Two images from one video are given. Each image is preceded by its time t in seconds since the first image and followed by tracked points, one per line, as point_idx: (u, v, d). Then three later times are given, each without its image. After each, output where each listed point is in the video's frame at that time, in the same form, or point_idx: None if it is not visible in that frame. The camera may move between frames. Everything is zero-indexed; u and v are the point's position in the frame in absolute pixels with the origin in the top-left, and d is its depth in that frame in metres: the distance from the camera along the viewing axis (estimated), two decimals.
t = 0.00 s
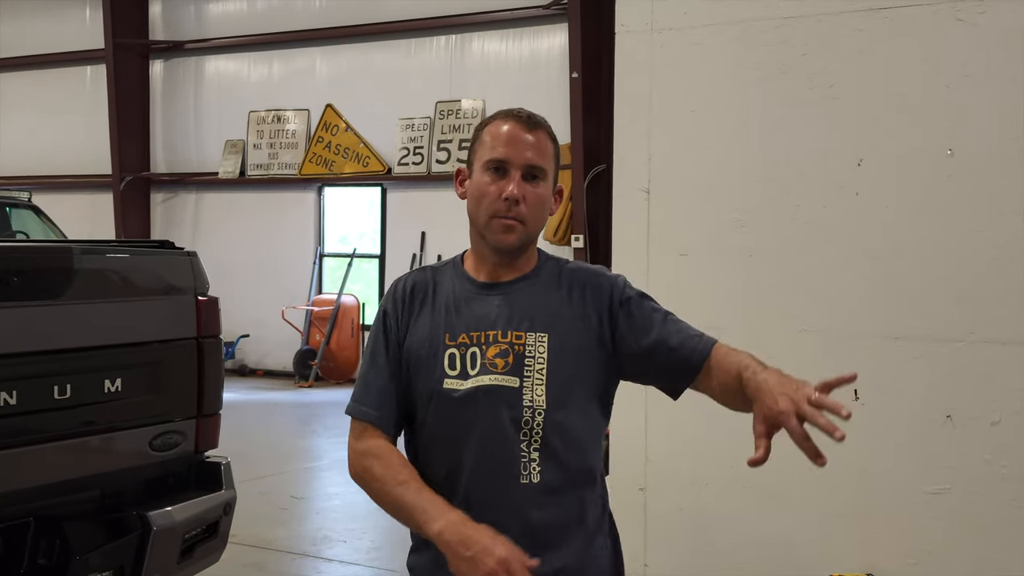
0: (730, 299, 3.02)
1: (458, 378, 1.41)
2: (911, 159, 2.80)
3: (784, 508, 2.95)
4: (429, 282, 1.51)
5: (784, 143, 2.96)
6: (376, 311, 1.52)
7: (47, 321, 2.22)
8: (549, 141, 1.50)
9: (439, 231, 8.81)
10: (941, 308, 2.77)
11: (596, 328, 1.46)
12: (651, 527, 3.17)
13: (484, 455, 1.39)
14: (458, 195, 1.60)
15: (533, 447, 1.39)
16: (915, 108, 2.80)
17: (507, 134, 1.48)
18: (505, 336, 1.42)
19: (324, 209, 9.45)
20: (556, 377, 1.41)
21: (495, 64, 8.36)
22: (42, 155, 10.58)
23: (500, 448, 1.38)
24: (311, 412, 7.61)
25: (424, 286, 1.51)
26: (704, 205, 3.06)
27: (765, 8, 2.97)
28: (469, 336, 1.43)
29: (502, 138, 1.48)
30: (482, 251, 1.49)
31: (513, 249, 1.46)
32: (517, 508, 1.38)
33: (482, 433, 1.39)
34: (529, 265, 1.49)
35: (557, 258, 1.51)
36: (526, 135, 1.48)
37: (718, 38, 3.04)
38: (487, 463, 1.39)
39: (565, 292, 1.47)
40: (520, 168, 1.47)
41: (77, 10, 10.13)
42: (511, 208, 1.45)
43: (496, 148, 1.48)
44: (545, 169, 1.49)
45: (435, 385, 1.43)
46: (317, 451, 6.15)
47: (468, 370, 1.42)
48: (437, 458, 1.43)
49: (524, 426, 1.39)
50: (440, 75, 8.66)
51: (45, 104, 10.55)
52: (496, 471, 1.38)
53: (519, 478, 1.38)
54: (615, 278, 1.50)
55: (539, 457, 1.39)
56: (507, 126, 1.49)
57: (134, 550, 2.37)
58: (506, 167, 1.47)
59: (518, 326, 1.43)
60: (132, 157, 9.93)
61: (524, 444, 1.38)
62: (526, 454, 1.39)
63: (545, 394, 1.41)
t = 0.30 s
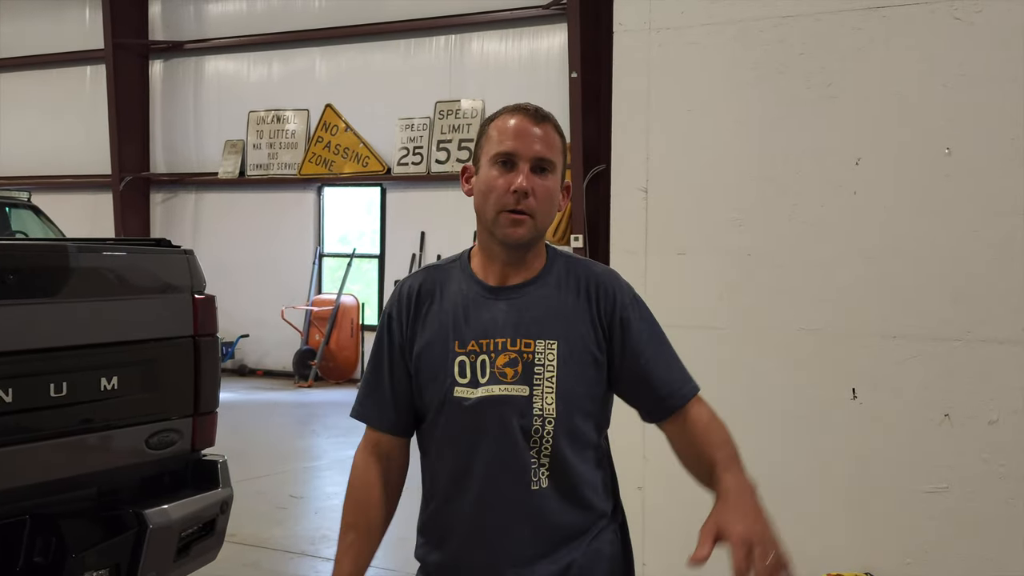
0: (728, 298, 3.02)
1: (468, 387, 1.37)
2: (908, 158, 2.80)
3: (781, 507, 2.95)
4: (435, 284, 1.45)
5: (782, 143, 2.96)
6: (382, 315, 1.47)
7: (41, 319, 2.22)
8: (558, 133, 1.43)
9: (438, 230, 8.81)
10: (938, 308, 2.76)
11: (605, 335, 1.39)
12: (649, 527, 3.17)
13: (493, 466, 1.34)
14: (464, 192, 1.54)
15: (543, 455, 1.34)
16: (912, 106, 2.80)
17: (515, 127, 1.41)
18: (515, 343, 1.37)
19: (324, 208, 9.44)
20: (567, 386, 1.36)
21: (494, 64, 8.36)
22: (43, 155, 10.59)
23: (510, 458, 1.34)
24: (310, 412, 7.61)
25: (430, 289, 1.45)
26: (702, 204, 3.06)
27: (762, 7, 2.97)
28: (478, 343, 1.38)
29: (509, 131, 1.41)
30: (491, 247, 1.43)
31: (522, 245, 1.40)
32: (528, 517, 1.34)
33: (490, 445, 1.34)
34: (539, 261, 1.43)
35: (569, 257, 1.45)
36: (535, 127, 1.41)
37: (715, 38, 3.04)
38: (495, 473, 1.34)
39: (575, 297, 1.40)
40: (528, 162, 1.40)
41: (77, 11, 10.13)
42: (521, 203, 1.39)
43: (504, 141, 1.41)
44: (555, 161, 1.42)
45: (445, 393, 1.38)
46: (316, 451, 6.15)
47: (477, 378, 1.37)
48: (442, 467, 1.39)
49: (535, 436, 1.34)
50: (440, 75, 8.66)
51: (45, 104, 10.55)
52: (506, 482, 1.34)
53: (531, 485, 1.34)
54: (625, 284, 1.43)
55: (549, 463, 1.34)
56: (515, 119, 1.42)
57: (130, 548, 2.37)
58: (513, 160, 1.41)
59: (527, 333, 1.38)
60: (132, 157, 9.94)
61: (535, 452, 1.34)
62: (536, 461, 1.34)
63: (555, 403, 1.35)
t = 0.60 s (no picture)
0: (731, 297, 3.02)
1: (469, 379, 1.38)
2: (912, 157, 2.80)
3: (785, 506, 2.94)
4: (448, 278, 1.48)
5: (785, 142, 2.95)
6: (402, 307, 1.52)
7: (46, 316, 2.23)
8: (564, 132, 1.43)
9: (442, 230, 8.81)
10: (942, 307, 2.75)
11: (611, 337, 1.37)
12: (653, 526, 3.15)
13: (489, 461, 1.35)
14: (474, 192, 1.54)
15: (538, 450, 1.34)
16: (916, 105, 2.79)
17: (520, 127, 1.41)
18: (515, 340, 1.37)
19: (328, 208, 9.43)
20: (567, 386, 1.34)
21: (498, 64, 8.38)
22: (47, 155, 10.62)
23: (506, 453, 1.34)
24: (315, 412, 7.62)
25: (444, 285, 1.48)
26: (705, 203, 3.05)
27: (765, 6, 2.96)
28: (479, 337, 1.39)
29: (515, 133, 1.41)
30: (501, 246, 1.44)
31: (533, 246, 1.40)
32: (522, 515, 1.34)
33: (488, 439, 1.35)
34: (550, 262, 1.42)
35: (584, 258, 1.43)
36: (540, 127, 1.41)
37: (718, 36, 3.03)
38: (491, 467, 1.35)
39: (580, 298, 1.38)
40: (535, 163, 1.40)
41: (82, 11, 10.17)
42: (528, 204, 1.39)
43: (510, 143, 1.41)
44: (562, 161, 1.42)
45: (449, 384, 1.41)
46: (320, 451, 6.15)
47: (478, 372, 1.38)
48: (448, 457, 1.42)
49: (530, 432, 1.34)
50: (444, 75, 8.68)
51: (50, 104, 10.58)
52: (502, 477, 1.34)
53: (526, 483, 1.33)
54: (638, 289, 1.40)
55: (547, 462, 1.33)
56: (520, 118, 1.42)
57: (134, 545, 2.38)
58: (519, 161, 1.40)
59: (529, 331, 1.37)
60: (136, 157, 9.97)
61: (530, 448, 1.34)
62: (532, 458, 1.34)
63: (553, 401, 1.34)
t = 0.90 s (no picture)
0: (737, 298, 3.00)
1: (485, 367, 1.39)
2: (920, 157, 2.76)
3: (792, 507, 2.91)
4: (469, 273, 1.50)
5: (793, 142, 2.92)
6: (421, 303, 1.54)
7: (54, 315, 2.24)
8: (587, 127, 1.46)
9: (449, 231, 8.81)
10: (950, 307, 2.72)
11: (634, 330, 1.37)
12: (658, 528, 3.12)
13: (504, 447, 1.35)
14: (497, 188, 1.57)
15: (554, 440, 1.33)
16: (925, 105, 2.76)
17: (544, 120, 1.45)
18: (535, 328, 1.38)
19: (335, 208, 9.44)
20: (585, 373, 1.34)
21: (505, 65, 8.38)
22: (56, 156, 10.66)
23: (522, 439, 1.34)
24: (322, 411, 7.64)
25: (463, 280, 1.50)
26: (712, 203, 3.03)
27: (773, 6, 2.93)
28: (498, 325, 1.40)
29: (540, 124, 1.45)
30: (522, 236, 1.46)
31: (553, 233, 1.42)
32: (536, 504, 1.33)
33: (504, 426, 1.35)
34: (570, 253, 1.45)
35: (603, 253, 1.45)
36: (562, 120, 1.45)
37: (725, 36, 3.00)
38: (506, 453, 1.35)
39: (602, 289, 1.39)
40: (557, 152, 1.43)
41: (90, 12, 10.21)
42: (550, 191, 1.41)
43: (534, 134, 1.45)
44: (583, 153, 1.45)
45: (465, 373, 1.41)
46: (327, 451, 6.16)
47: (496, 359, 1.38)
48: (464, 448, 1.42)
49: (546, 419, 1.33)
50: (451, 75, 8.68)
51: (58, 105, 10.62)
52: (516, 464, 1.34)
53: (538, 471, 1.33)
54: (662, 285, 1.41)
55: (560, 450, 1.33)
56: (545, 112, 1.46)
57: (142, 545, 2.38)
58: (543, 151, 1.44)
59: (548, 318, 1.38)
60: (144, 157, 10.01)
61: (545, 436, 1.33)
62: (546, 446, 1.33)
63: (570, 388, 1.34)
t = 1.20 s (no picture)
0: (745, 297, 2.97)
1: (489, 362, 1.40)
2: (928, 156, 2.75)
3: (800, 507, 2.89)
4: (482, 278, 1.53)
5: (801, 142, 2.90)
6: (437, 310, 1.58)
7: (63, 314, 2.25)
8: (596, 133, 1.46)
9: (456, 231, 8.82)
10: (958, 308, 2.71)
11: (639, 326, 1.37)
12: (665, 528, 3.10)
13: (506, 441, 1.35)
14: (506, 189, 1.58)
15: (556, 434, 1.33)
16: (934, 105, 2.74)
17: (554, 124, 1.45)
18: (537, 322, 1.39)
19: (343, 209, 9.46)
20: (586, 367, 1.34)
21: (512, 66, 8.39)
22: (65, 156, 10.71)
23: (522, 433, 1.34)
24: (329, 411, 7.66)
25: (476, 286, 1.53)
26: (719, 204, 3.01)
27: (781, 5, 2.92)
28: (502, 322, 1.42)
29: (548, 128, 1.45)
30: (527, 239, 1.47)
31: (556, 238, 1.43)
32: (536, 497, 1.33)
33: (505, 419, 1.36)
34: (573, 256, 1.46)
35: (611, 254, 1.45)
36: (572, 124, 1.45)
37: (733, 36, 2.99)
38: (508, 446, 1.35)
39: (607, 286, 1.39)
40: (565, 156, 1.43)
41: (99, 13, 10.26)
42: (555, 194, 1.42)
43: (543, 136, 1.45)
44: (591, 159, 1.45)
45: (470, 369, 1.43)
46: (335, 450, 6.18)
47: (499, 355, 1.40)
48: (470, 446, 1.43)
49: (547, 412, 1.34)
50: (459, 76, 8.70)
51: (67, 107, 10.67)
52: (517, 457, 1.34)
53: (538, 464, 1.33)
54: (669, 283, 1.40)
55: (562, 444, 1.33)
56: (554, 116, 1.46)
57: (150, 544, 2.39)
58: (550, 154, 1.44)
59: (551, 314, 1.39)
60: (153, 158, 10.05)
61: (547, 429, 1.33)
62: (548, 440, 1.33)
63: (571, 382, 1.34)
